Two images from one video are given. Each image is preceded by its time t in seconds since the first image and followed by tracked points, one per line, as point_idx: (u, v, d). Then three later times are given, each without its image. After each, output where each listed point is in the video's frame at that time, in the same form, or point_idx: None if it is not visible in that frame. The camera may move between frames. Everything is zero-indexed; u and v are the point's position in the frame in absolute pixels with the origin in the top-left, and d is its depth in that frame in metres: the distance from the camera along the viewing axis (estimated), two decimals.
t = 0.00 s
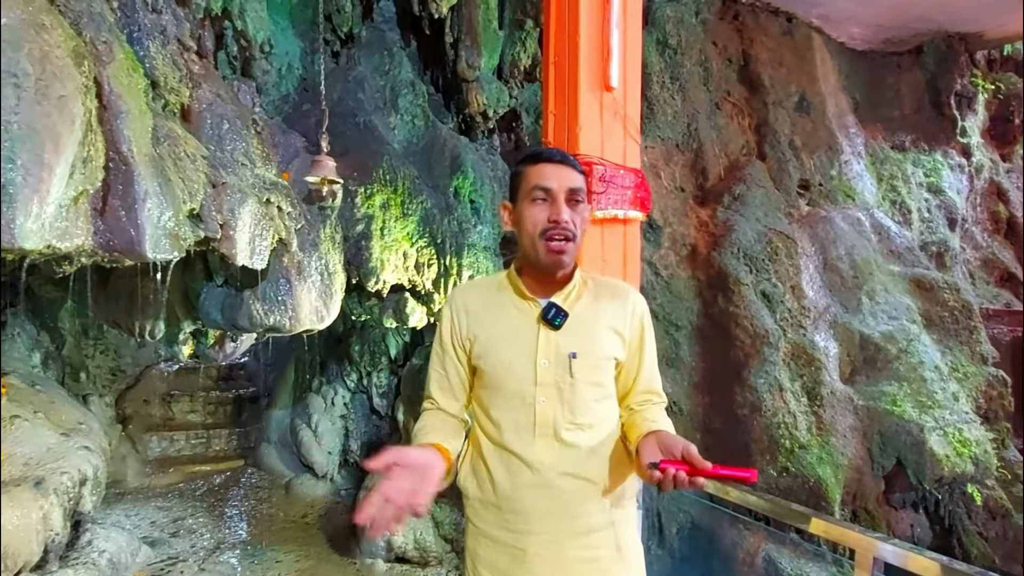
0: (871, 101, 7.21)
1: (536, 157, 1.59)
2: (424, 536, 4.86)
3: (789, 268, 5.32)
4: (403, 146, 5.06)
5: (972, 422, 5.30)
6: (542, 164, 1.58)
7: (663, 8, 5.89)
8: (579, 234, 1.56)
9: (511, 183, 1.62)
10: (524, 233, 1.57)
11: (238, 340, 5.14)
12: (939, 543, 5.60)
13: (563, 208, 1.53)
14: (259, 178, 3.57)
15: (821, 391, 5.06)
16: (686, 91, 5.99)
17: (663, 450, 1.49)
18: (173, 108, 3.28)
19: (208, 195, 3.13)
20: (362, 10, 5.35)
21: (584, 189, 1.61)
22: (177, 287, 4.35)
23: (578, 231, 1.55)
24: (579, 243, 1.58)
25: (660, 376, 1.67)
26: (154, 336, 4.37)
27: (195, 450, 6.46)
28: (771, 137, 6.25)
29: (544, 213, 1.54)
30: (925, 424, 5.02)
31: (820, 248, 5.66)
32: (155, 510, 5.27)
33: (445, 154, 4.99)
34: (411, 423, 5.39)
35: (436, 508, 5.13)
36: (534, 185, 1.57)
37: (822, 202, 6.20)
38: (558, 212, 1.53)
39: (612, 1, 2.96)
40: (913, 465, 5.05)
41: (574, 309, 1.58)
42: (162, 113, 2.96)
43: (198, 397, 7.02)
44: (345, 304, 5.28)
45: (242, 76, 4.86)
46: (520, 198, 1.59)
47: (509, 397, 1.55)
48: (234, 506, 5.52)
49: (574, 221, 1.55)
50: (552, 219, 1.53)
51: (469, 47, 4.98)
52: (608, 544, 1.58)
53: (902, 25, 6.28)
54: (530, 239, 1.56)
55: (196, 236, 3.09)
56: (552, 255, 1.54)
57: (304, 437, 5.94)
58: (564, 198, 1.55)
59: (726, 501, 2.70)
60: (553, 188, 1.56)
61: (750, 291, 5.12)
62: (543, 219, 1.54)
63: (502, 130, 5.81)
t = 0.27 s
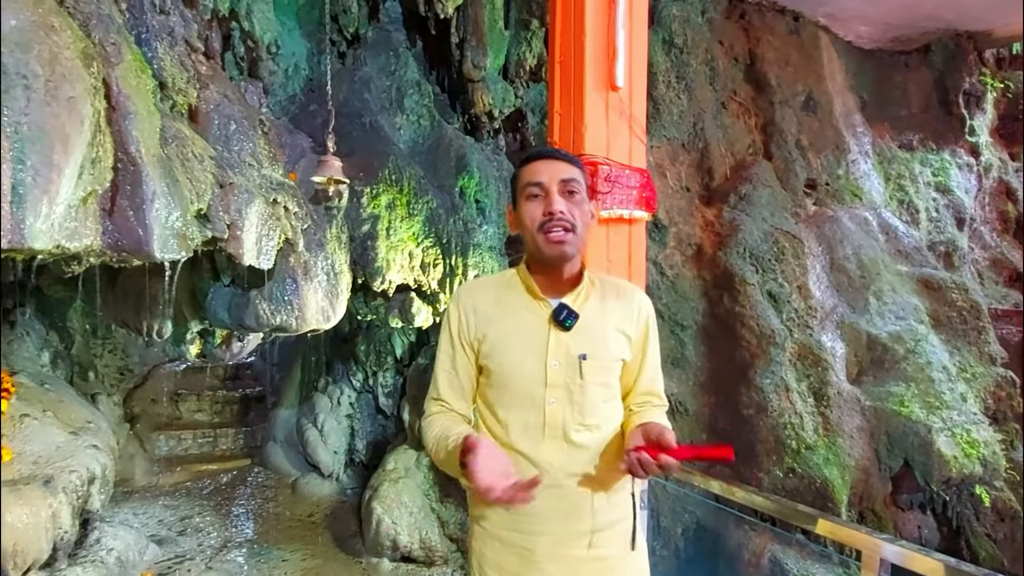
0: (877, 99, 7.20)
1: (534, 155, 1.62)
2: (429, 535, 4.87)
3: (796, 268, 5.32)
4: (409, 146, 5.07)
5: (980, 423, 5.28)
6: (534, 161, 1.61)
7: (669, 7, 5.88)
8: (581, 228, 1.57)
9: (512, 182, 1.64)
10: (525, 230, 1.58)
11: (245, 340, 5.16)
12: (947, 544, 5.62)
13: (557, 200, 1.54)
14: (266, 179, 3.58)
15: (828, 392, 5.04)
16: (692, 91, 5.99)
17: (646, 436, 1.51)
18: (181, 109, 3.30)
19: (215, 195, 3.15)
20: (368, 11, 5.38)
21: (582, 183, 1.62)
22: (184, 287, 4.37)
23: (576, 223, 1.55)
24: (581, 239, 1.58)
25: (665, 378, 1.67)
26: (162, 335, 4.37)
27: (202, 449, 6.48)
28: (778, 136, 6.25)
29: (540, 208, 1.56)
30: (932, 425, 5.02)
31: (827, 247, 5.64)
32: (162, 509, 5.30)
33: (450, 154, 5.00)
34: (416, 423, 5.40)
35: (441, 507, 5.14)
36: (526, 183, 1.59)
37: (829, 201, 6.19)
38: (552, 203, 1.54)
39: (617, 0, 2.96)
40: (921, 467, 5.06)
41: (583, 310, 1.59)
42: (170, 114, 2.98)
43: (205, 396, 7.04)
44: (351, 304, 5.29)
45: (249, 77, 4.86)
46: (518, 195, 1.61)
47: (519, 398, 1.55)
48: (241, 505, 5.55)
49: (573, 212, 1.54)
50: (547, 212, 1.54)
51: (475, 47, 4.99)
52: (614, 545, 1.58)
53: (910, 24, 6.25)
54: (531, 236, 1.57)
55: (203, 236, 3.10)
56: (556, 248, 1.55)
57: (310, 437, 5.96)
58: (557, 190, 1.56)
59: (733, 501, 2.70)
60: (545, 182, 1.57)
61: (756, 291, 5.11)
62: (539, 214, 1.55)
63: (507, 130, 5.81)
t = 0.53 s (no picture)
0: (887, 99, 7.15)
1: (537, 156, 1.64)
2: (436, 535, 4.89)
3: (804, 269, 5.31)
4: (416, 147, 5.08)
5: (990, 424, 5.27)
6: (533, 163, 1.63)
7: (676, 7, 5.86)
8: (584, 225, 1.58)
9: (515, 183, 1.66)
10: (528, 230, 1.60)
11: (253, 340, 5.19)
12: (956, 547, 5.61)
13: (560, 199, 1.56)
14: (274, 180, 3.60)
15: (836, 393, 5.03)
16: (700, 91, 5.98)
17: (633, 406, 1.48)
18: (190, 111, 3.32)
19: (224, 196, 3.17)
20: (375, 12, 5.40)
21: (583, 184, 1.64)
22: (193, 288, 4.40)
23: (579, 220, 1.56)
24: (585, 237, 1.59)
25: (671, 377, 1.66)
26: (171, 335, 4.40)
27: (210, 448, 6.51)
28: (786, 136, 6.24)
29: (542, 209, 1.57)
30: (941, 427, 5.01)
31: (835, 248, 5.62)
32: (171, 508, 5.33)
33: (457, 154, 5.01)
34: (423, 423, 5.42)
35: (448, 507, 5.16)
36: (528, 184, 1.61)
37: (838, 201, 6.18)
38: (554, 203, 1.55)
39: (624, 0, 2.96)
40: (930, 469, 5.06)
41: (589, 309, 1.60)
42: (179, 115, 3.00)
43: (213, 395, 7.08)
44: (358, 304, 5.31)
45: (258, 78, 4.87)
46: (519, 197, 1.63)
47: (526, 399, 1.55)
48: (248, 504, 5.58)
49: (575, 210, 1.56)
50: (549, 211, 1.55)
51: (482, 48, 5.01)
52: (623, 546, 1.59)
53: (919, 22, 6.23)
54: (535, 236, 1.58)
55: (212, 237, 3.13)
56: (561, 246, 1.56)
57: (317, 437, 6.00)
58: (558, 190, 1.58)
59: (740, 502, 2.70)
60: (546, 182, 1.60)
61: (763, 292, 5.10)
62: (542, 214, 1.57)
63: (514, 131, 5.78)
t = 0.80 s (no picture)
0: (897, 98, 7.13)
1: (544, 157, 1.64)
2: (443, 535, 4.91)
3: (813, 269, 5.30)
4: (423, 148, 5.10)
5: (1001, 426, 5.24)
6: (542, 165, 1.63)
7: (684, 6, 5.85)
8: (590, 228, 1.59)
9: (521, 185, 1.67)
10: (535, 232, 1.61)
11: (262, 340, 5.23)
12: (968, 550, 5.57)
13: (567, 203, 1.57)
14: (283, 181, 3.63)
15: (845, 393, 5.01)
16: (708, 90, 5.97)
17: (745, 418, 1.45)
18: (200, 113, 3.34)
19: (233, 198, 3.20)
20: (383, 14, 5.42)
21: (592, 185, 1.64)
22: (203, 288, 4.43)
23: (586, 224, 1.57)
24: (591, 239, 1.60)
25: (679, 378, 1.67)
26: (181, 336, 4.45)
27: (220, 447, 6.54)
28: (794, 136, 6.22)
29: (550, 213, 1.58)
30: (953, 428, 4.99)
31: (845, 247, 5.60)
32: (181, 506, 5.37)
33: (465, 155, 5.03)
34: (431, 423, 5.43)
35: (455, 507, 5.18)
36: (535, 187, 1.61)
37: (847, 201, 6.16)
38: (563, 208, 1.57)
39: None
40: (940, 470, 5.04)
41: (595, 310, 1.60)
42: (189, 118, 3.04)
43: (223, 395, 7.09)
44: (366, 304, 5.33)
45: (266, 81, 4.91)
46: (527, 199, 1.63)
47: (532, 399, 1.57)
48: (257, 502, 5.61)
49: (581, 215, 1.57)
50: (558, 217, 1.56)
51: (489, 49, 5.03)
52: (630, 548, 1.60)
53: (930, 20, 6.22)
54: (542, 238, 1.60)
55: (221, 238, 3.15)
56: (567, 249, 1.57)
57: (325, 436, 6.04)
58: (567, 194, 1.58)
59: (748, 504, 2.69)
60: (554, 185, 1.60)
61: (772, 292, 5.10)
62: (550, 218, 1.58)
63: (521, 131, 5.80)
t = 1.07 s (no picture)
0: (904, 97, 7.11)
1: (552, 157, 1.65)
2: (448, 535, 4.92)
3: (819, 269, 5.29)
4: (429, 149, 5.08)
5: (1010, 427, 5.22)
6: (552, 164, 1.64)
7: (690, 6, 5.85)
8: (595, 229, 1.60)
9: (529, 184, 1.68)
10: (541, 231, 1.63)
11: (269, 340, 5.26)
12: (977, 552, 5.54)
13: (574, 203, 1.58)
14: (289, 182, 3.65)
15: (852, 394, 5.00)
16: (714, 90, 5.96)
17: (744, 441, 1.44)
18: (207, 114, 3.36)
19: (241, 198, 3.22)
20: (389, 15, 5.44)
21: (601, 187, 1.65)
22: (211, 289, 4.45)
23: (591, 225, 1.58)
24: (597, 240, 1.61)
25: (685, 379, 1.68)
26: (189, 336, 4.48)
27: (227, 446, 6.58)
28: (801, 135, 6.20)
29: (556, 211, 1.60)
30: (961, 429, 4.97)
31: (852, 247, 5.58)
32: (188, 505, 5.40)
33: (470, 155, 5.04)
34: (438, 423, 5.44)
35: (461, 507, 5.18)
36: (544, 186, 1.63)
37: (854, 201, 6.14)
38: (569, 207, 1.58)
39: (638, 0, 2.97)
40: (948, 471, 5.02)
41: (601, 310, 1.60)
42: (197, 119, 3.06)
43: (230, 395, 7.13)
44: (372, 305, 5.34)
45: (273, 82, 4.93)
46: (535, 198, 1.65)
47: (537, 401, 1.57)
48: (264, 502, 5.64)
49: (588, 216, 1.58)
50: (564, 216, 1.58)
51: (495, 49, 5.04)
52: (635, 551, 1.60)
53: (938, 18, 6.20)
54: (548, 237, 1.61)
55: (229, 239, 3.17)
56: (572, 249, 1.57)
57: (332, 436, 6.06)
58: (574, 193, 1.60)
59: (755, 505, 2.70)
60: (562, 185, 1.61)
61: (778, 292, 5.10)
62: (555, 217, 1.59)
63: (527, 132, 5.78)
